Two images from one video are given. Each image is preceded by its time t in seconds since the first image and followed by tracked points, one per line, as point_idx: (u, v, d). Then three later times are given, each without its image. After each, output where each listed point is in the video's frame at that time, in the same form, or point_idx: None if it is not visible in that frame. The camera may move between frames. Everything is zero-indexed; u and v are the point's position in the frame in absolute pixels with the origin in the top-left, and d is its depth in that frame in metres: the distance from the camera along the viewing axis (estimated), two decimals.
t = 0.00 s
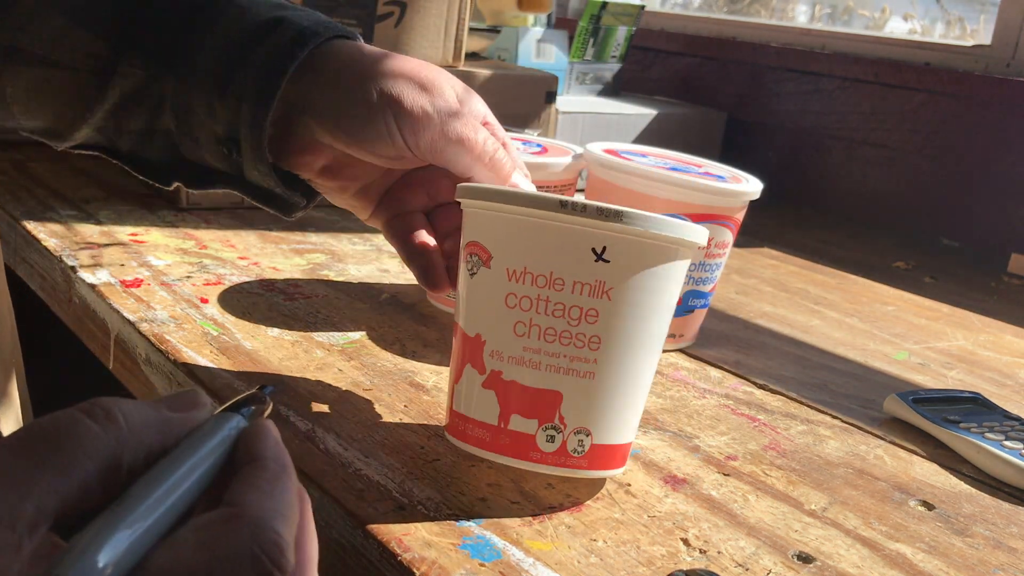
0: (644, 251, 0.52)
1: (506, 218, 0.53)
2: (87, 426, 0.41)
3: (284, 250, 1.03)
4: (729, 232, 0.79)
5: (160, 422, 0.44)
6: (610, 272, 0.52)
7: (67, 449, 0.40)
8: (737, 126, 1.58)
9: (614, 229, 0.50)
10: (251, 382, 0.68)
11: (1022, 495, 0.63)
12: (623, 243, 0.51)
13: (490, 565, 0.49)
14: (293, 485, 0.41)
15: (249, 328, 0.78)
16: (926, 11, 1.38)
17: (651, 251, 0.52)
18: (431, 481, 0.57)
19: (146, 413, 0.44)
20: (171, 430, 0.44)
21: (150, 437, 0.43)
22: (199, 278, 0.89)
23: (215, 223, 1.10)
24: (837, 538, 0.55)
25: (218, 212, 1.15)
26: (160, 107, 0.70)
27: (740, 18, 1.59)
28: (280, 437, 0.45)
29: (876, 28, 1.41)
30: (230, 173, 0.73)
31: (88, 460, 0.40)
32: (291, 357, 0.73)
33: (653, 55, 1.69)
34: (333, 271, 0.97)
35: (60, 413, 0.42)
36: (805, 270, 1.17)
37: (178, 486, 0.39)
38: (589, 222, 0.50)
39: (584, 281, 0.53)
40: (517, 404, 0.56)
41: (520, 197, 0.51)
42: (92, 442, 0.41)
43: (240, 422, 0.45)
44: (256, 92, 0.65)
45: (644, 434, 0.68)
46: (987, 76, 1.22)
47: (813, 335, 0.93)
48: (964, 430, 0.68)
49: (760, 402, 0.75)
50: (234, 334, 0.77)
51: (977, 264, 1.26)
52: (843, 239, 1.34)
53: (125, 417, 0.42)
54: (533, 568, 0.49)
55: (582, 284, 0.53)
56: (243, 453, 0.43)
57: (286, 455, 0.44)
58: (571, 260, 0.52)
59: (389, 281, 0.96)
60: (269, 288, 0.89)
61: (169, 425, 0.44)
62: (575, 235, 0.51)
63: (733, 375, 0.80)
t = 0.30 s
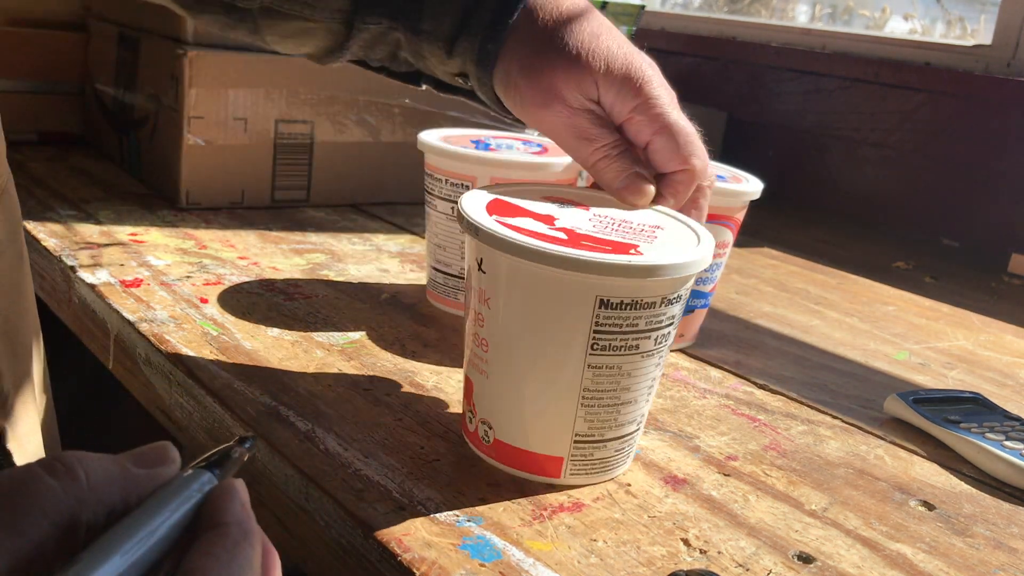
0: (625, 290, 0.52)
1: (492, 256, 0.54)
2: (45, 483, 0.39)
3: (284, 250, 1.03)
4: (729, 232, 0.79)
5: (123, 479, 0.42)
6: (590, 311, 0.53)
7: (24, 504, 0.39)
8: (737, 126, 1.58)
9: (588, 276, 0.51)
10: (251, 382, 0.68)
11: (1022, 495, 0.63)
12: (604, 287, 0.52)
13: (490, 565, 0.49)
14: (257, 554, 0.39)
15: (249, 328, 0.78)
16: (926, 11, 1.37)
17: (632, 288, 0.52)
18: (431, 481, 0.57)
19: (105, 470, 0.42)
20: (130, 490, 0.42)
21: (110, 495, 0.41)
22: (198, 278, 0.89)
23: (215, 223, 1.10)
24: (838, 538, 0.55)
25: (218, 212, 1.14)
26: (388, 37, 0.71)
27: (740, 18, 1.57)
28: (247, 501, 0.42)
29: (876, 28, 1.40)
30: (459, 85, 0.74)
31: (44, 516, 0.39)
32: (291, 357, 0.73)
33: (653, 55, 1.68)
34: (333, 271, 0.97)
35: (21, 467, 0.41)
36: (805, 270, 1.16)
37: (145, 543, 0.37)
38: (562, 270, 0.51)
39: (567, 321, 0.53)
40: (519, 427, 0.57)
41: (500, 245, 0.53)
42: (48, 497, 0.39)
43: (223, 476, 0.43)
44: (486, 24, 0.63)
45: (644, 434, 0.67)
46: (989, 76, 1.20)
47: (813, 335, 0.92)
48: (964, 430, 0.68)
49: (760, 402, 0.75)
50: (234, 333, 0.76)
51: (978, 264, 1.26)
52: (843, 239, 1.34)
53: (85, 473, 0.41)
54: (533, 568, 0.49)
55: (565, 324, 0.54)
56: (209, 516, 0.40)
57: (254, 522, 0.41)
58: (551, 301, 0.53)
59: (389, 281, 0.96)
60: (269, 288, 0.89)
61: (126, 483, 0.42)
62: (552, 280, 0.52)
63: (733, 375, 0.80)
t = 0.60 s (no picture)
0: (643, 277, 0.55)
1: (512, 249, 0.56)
2: (83, 488, 0.44)
3: (284, 250, 1.03)
4: (729, 232, 0.78)
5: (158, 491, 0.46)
6: (547, 293, 0.56)
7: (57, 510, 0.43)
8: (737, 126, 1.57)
9: (607, 262, 0.54)
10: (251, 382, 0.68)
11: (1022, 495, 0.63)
12: (623, 274, 0.55)
13: (490, 565, 0.49)
14: (277, 565, 0.41)
15: (249, 328, 0.78)
16: (926, 11, 1.36)
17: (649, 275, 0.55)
18: (430, 480, 0.57)
19: (143, 479, 0.46)
20: (163, 497, 0.46)
21: (143, 500, 0.45)
22: (198, 278, 0.89)
23: (215, 223, 1.10)
24: (837, 538, 0.55)
25: (218, 212, 1.14)
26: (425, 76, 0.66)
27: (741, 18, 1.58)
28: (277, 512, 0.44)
29: (876, 29, 1.40)
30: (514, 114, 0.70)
31: (78, 519, 0.43)
32: (291, 357, 0.73)
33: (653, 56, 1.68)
34: (333, 271, 0.97)
35: (66, 471, 0.45)
36: (805, 270, 1.16)
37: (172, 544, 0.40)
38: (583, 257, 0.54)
39: (587, 308, 0.56)
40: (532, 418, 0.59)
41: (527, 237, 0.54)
42: (84, 501, 0.44)
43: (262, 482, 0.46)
44: (501, 78, 0.58)
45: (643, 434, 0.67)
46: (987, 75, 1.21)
47: (813, 335, 0.92)
48: (964, 430, 0.68)
49: (760, 402, 0.75)
50: (234, 333, 0.76)
51: (978, 263, 1.26)
52: (843, 239, 1.34)
53: (121, 479, 0.45)
54: (533, 568, 0.49)
55: (582, 313, 0.56)
56: (235, 525, 0.42)
57: (279, 533, 0.43)
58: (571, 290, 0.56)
59: (389, 281, 0.96)
60: (269, 288, 0.89)
61: (158, 490, 0.46)
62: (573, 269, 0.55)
63: (733, 375, 0.80)
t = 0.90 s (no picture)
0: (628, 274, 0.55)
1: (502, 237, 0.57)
2: (211, 434, 0.42)
3: (284, 250, 1.03)
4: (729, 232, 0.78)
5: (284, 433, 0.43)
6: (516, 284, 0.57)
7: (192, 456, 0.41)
8: (737, 126, 1.57)
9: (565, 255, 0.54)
10: (251, 382, 0.68)
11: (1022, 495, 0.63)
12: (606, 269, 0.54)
13: (490, 565, 0.49)
14: (401, 481, 0.39)
15: (249, 328, 0.78)
16: (926, 11, 1.37)
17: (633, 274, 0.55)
18: (430, 481, 0.57)
19: (265, 425, 0.43)
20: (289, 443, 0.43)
21: (272, 445, 0.43)
22: (198, 278, 0.89)
23: (215, 223, 1.10)
24: (838, 538, 0.55)
25: (218, 212, 1.15)
26: (322, 86, 0.68)
27: (741, 18, 1.58)
28: (402, 434, 0.43)
29: (876, 29, 1.40)
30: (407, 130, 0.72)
31: (206, 462, 0.41)
32: (291, 357, 0.73)
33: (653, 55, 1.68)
34: (333, 271, 0.97)
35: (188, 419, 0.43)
36: (805, 269, 1.16)
37: (301, 456, 0.38)
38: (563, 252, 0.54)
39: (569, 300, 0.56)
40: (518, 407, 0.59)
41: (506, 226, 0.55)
42: (211, 447, 0.41)
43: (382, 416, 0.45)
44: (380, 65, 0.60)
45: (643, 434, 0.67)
46: (988, 76, 1.21)
47: (813, 335, 0.93)
48: (964, 430, 0.68)
49: (760, 401, 0.75)
50: (234, 334, 0.76)
51: (977, 263, 1.26)
52: (843, 239, 1.34)
53: (246, 426, 0.43)
54: (533, 568, 0.49)
55: (548, 305, 0.56)
56: (363, 445, 0.41)
57: (403, 451, 0.41)
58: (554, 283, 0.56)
59: (389, 281, 0.96)
60: (269, 288, 0.89)
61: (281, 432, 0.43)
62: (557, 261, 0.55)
63: (734, 375, 0.80)
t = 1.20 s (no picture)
0: (606, 278, 0.53)
1: (482, 247, 0.56)
2: (296, 405, 0.38)
3: (284, 250, 1.03)
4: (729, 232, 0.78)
5: (362, 402, 0.41)
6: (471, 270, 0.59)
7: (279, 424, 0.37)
8: (737, 126, 1.57)
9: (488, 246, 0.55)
10: (252, 383, 0.68)
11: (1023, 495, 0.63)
12: (583, 277, 0.53)
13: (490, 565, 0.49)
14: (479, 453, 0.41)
15: (249, 328, 0.78)
16: (926, 11, 1.37)
17: (609, 278, 0.53)
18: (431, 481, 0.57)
19: (344, 394, 0.41)
20: (365, 415, 0.41)
21: (354, 418, 0.41)
22: (198, 278, 0.89)
23: (215, 223, 1.10)
24: (838, 538, 0.55)
25: (217, 212, 1.15)
26: (368, 77, 0.75)
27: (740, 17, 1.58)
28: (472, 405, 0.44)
29: (876, 29, 1.40)
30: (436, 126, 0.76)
31: (296, 434, 0.38)
32: (291, 357, 0.73)
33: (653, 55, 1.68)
34: (333, 271, 0.97)
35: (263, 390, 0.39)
36: (805, 270, 1.16)
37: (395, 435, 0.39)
38: (539, 257, 0.53)
39: (549, 313, 0.55)
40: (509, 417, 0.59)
41: (496, 236, 0.54)
42: (299, 417, 0.38)
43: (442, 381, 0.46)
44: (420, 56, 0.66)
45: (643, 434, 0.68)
46: (987, 76, 1.21)
47: (813, 335, 0.92)
48: (964, 430, 0.68)
49: (760, 402, 0.75)
50: (234, 334, 0.77)
51: (977, 264, 1.26)
52: (843, 239, 1.34)
53: (327, 395, 0.40)
54: (533, 568, 0.49)
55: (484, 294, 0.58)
56: (439, 419, 0.42)
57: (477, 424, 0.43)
58: (534, 298, 0.55)
59: (389, 281, 0.96)
60: (269, 288, 0.89)
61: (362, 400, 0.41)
62: (536, 269, 0.54)
63: (734, 375, 0.80)
